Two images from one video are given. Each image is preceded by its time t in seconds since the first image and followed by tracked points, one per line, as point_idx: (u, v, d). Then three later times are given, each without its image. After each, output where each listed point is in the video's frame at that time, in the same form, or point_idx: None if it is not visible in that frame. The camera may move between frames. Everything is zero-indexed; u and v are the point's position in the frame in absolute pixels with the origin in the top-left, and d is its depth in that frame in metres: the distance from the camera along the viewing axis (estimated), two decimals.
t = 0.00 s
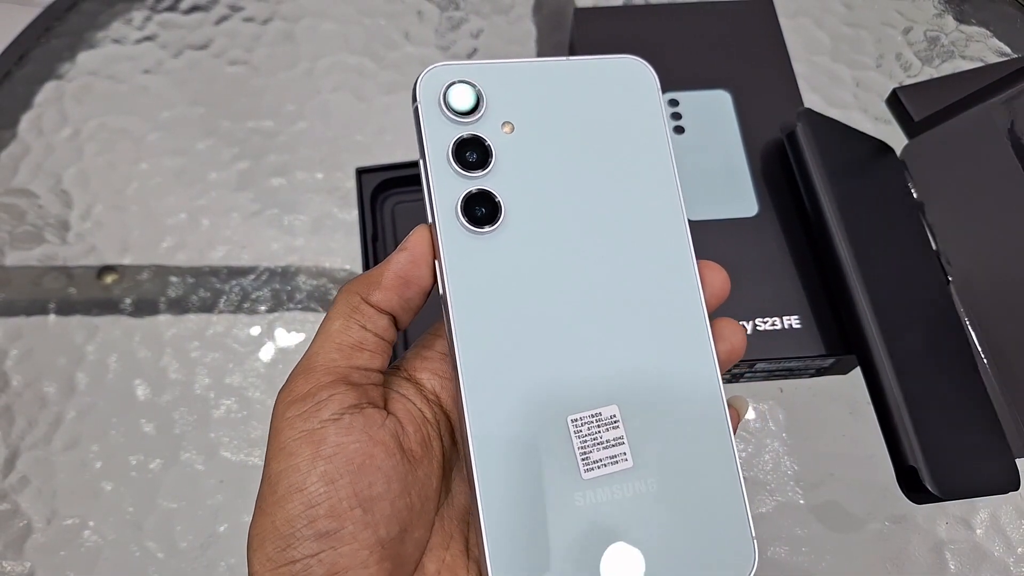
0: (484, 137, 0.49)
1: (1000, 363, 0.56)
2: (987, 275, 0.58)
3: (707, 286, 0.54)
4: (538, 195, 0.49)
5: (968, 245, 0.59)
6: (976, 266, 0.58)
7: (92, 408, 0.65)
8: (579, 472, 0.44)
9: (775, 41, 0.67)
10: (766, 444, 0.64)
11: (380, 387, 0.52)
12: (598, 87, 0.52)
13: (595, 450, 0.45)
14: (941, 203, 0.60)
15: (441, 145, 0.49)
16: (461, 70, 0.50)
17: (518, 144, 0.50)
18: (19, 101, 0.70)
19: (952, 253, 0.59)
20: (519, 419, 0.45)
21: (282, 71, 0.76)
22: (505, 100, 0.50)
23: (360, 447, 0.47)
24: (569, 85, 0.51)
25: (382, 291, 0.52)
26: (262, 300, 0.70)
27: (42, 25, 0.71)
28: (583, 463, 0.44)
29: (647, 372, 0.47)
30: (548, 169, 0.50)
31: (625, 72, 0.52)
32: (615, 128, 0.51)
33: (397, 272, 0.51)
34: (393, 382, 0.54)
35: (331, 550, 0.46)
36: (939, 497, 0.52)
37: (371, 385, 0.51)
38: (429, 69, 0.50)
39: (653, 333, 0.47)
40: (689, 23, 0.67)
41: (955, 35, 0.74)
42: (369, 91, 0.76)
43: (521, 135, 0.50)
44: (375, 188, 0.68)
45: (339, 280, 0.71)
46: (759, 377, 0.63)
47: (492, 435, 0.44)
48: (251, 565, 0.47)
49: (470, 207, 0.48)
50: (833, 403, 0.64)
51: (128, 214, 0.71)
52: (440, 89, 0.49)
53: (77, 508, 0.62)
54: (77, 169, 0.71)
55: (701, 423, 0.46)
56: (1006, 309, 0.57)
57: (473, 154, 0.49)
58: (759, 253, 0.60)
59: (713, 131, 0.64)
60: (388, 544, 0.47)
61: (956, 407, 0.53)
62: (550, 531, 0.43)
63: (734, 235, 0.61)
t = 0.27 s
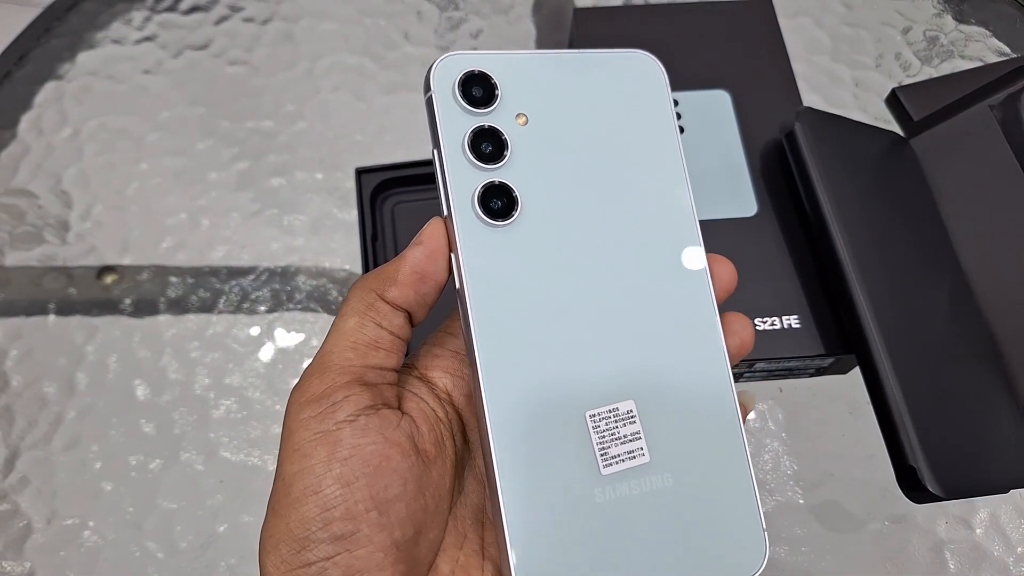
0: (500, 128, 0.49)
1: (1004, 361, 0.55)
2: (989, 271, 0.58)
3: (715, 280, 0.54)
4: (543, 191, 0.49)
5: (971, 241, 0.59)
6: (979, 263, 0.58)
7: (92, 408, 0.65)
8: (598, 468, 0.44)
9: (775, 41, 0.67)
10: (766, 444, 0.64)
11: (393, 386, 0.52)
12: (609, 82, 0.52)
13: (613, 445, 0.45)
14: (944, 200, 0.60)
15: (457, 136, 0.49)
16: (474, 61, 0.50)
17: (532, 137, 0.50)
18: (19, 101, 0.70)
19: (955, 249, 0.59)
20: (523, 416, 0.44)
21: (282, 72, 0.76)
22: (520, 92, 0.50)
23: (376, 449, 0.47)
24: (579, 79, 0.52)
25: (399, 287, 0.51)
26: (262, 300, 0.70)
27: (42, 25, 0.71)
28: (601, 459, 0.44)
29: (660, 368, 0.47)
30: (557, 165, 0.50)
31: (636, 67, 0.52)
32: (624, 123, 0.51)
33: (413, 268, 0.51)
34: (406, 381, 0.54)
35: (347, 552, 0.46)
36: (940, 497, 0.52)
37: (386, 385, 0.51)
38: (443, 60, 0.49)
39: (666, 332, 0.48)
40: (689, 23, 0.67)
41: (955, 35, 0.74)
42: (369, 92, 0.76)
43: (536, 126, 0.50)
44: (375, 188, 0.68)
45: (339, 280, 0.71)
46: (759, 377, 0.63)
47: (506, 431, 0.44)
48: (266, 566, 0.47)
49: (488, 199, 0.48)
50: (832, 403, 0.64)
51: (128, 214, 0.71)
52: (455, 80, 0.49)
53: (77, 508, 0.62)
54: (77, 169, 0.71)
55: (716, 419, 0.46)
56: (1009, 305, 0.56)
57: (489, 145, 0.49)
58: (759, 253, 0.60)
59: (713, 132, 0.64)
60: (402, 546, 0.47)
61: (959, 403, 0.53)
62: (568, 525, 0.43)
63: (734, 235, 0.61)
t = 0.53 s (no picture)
0: (493, 132, 0.49)
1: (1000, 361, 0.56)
2: (988, 272, 0.57)
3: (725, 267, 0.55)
4: (541, 191, 0.49)
5: (970, 241, 0.59)
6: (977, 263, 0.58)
7: (92, 408, 0.65)
8: (602, 467, 0.44)
9: (775, 41, 0.67)
10: (766, 444, 0.64)
11: (397, 395, 0.52)
12: (608, 75, 0.51)
13: (616, 444, 0.45)
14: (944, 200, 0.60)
15: (449, 141, 0.49)
16: (465, 64, 0.50)
17: (527, 138, 0.50)
18: (19, 101, 0.70)
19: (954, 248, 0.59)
20: (517, 419, 0.45)
21: (282, 71, 0.76)
22: (514, 93, 0.50)
23: (381, 458, 0.47)
24: (577, 73, 0.51)
25: (402, 295, 0.51)
26: (262, 300, 0.70)
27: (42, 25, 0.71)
28: (605, 458, 0.45)
29: (663, 369, 0.47)
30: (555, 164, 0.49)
31: (637, 60, 0.52)
32: (624, 118, 0.51)
33: (416, 275, 0.51)
34: (409, 388, 0.54)
35: (354, 562, 0.46)
36: (940, 497, 0.52)
37: (390, 393, 0.51)
38: (433, 65, 0.49)
39: (672, 335, 0.47)
40: (689, 23, 0.67)
41: (955, 35, 0.74)
42: (369, 92, 0.76)
43: (530, 127, 0.50)
44: (375, 188, 0.68)
45: (339, 280, 0.71)
46: (759, 377, 0.63)
47: (504, 434, 0.44)
48: None
49: (481, 203, 0.48)
50: (833, 403, 0.64)
51: (128, 214, 0.71)
52: (445, 85, 0.49)
53: (77, 508, 0.62)
54: (77, 169, 0.71)
55: (723, 421, 0.46)
56: (1007, 306, 0.56)
57: (481, 149, 0.48)
58: (759, 254, 0.60)
59: (714, 131, 0.64)
60: (409, 554, 0.47)
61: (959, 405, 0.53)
62: (569, 524, 0.44)
63: (734, 235, 0.61)
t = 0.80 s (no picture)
0: (472, 138, 0.49)
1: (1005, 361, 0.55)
2: (989, 270, 0.58)
3: (724, 270, 0.55)
4: (538, 190, 0.48)
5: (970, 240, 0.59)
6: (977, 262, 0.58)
7: (92, 408, 0.65)
8: (581, 478, 0.45)
9: (775, 41, 0.67)
10: (766, 444, 0.64)
11: (380, 397, 0.52)
12: (596, 70, 0.50)
13: (598, 455, 0.45)
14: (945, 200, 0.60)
15: (428, 149, 0.49)
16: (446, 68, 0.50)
17: (510, 142, 0.49)
18: (19, 101, 0.70)
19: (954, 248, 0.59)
20: (510, 421, 0.45)
21: (282, 72, 0.76)
22: (496, 95, 0.50)
23: (362, 460, 0.47)
24: (564, 70, 0.50)
25: (380, 300, 0.51)
26: (262, 300, 0.70)
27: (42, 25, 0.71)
28: (585, 469, 0.45)
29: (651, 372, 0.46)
30: (540, 167, 0.49)
31: (629, 52, 0.50)
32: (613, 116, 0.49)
33: (394, 281, 0.51)
34: (395, 389, 0.54)
35: (340, 565, 0.46)
36: (940, 497, 0.52)
37: (371, 396, 0.51)
38: (413, 71, 0.49)
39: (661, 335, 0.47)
40: (689, 23, 0.67)
41: (955, 35, 0.74)
42: (369, 92, 0.76)
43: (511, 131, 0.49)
44: (375, 188, 0.68)
45: (339, 280, 0.71)
46: (759, 377, 0.63)
47: (486, 443, 0.45)
48: None
49: (459, 212, 0.48)
50: (833, 403, 0.64)
51: (128, 214, 0.71)
52: (424, 92, 0.49)
53: (77, 508, 0.62)
54: (77, 169, 0.71)
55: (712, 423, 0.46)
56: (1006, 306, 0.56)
57: (461, 157, 0.49)
58: (758, 254, 0.60)
59: (714, 131, 0.64)
60: (397, 556, 0.47)
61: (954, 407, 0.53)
62: (547, 534, 0.44)
63: (734, 235, 0.61)
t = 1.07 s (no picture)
0: (479, 136, 0.49)
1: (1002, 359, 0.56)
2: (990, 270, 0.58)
3: (728, 272, 0.55)
4: (539, 188, 0.48)
5: (972, 239, 0.59)
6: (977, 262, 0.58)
7: (92, 408, 0.65)
8: (585, 479, 0.45)
9: (775, 41, 0.67)
10: (766, 444, 0.64)
11: (380, 396, 0.52)
12: (603, 68, 0.50)
13: (602, 457, 0.45)
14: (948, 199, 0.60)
15: (434, 148, 0.48)
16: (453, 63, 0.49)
17: (516, 141, 0.49)
18: (19, 102, 0.70)
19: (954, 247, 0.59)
20: (513, 421, 0.45)
21: (282, 72, 0.76)
22: (502, 94, 0.49)
23: (363, 459, 0.47)
24: (571, 67, 0.50)
25: (381, 299, 0.51)
26: (262, 300, 0.70)
27: (42, 25, 0.71)
28: (589, 471, 0.45)
29: (655, 371, 0.46)
30: (543, 166, 0.49)
31: (637, 51, 0.50)
32: (619, 115, 0.49)
33: (396, 280, 0.51)
34: (396, 388, 0.54)
35: (341, 564, 0.46)
36: (940, 497, 0.52)
37: (372, 394, 0.51)
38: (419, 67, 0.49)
39: (663, 334, 0.47)
40: (689, 23, 0.67)
41: (955, 35, 0.74)
42: (369, 92, 0.76)
43: (518, 130, 0.49)
44: (375, 188, 0.68)
45: (338, 280, 0.71)
46: (759, 377, 0.63)
47: (487, 443, 0.45)
48: None
49: (465, 211, 0.47)
50: (833, 403, 0.64)
51: (128, 214, 0.71)
52: (429, 89, 0.48)
53: (77, 508, 0.62)
54: (77, 169, 0.71)
55: (714, 424, 0.46)
56: (1005, 305, 0.57)
57: (467, 156, 0.48)
58: (758, 254, 0.60)
59: (714, 131, 0.64)
60: (397, 556, 0.47)
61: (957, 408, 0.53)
62: (548, 535, 0.44)
63: (734, 235, 0.61)
